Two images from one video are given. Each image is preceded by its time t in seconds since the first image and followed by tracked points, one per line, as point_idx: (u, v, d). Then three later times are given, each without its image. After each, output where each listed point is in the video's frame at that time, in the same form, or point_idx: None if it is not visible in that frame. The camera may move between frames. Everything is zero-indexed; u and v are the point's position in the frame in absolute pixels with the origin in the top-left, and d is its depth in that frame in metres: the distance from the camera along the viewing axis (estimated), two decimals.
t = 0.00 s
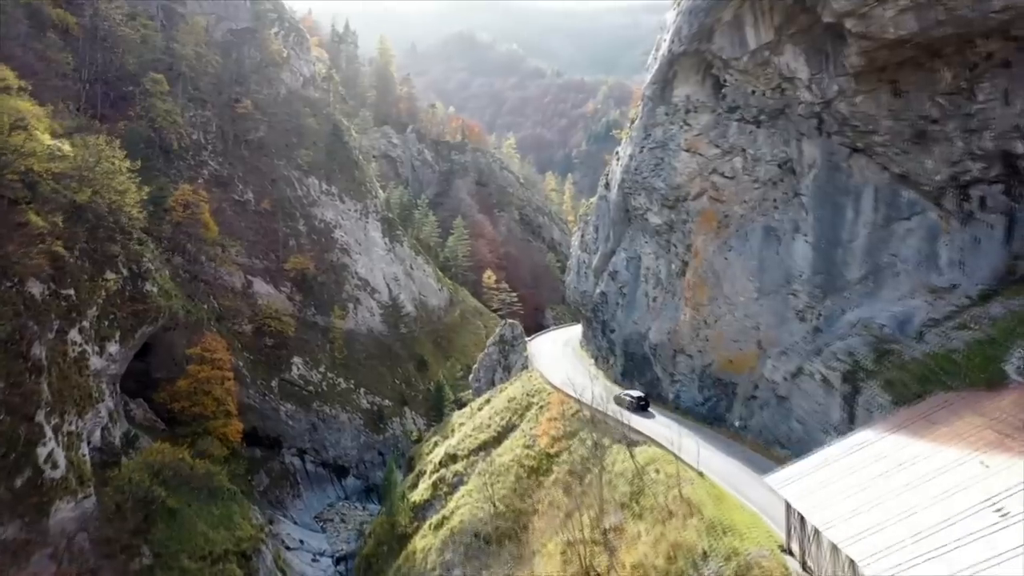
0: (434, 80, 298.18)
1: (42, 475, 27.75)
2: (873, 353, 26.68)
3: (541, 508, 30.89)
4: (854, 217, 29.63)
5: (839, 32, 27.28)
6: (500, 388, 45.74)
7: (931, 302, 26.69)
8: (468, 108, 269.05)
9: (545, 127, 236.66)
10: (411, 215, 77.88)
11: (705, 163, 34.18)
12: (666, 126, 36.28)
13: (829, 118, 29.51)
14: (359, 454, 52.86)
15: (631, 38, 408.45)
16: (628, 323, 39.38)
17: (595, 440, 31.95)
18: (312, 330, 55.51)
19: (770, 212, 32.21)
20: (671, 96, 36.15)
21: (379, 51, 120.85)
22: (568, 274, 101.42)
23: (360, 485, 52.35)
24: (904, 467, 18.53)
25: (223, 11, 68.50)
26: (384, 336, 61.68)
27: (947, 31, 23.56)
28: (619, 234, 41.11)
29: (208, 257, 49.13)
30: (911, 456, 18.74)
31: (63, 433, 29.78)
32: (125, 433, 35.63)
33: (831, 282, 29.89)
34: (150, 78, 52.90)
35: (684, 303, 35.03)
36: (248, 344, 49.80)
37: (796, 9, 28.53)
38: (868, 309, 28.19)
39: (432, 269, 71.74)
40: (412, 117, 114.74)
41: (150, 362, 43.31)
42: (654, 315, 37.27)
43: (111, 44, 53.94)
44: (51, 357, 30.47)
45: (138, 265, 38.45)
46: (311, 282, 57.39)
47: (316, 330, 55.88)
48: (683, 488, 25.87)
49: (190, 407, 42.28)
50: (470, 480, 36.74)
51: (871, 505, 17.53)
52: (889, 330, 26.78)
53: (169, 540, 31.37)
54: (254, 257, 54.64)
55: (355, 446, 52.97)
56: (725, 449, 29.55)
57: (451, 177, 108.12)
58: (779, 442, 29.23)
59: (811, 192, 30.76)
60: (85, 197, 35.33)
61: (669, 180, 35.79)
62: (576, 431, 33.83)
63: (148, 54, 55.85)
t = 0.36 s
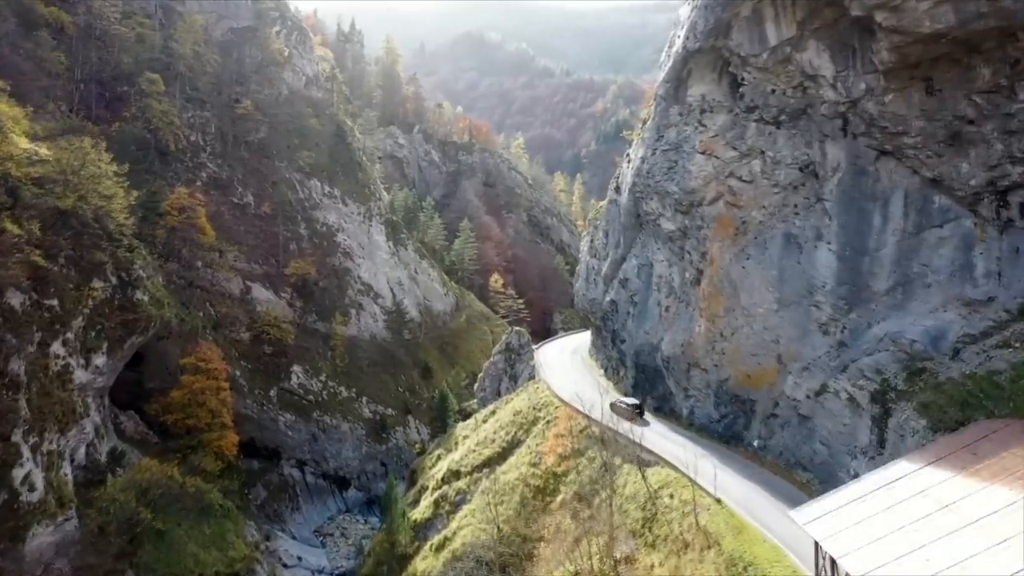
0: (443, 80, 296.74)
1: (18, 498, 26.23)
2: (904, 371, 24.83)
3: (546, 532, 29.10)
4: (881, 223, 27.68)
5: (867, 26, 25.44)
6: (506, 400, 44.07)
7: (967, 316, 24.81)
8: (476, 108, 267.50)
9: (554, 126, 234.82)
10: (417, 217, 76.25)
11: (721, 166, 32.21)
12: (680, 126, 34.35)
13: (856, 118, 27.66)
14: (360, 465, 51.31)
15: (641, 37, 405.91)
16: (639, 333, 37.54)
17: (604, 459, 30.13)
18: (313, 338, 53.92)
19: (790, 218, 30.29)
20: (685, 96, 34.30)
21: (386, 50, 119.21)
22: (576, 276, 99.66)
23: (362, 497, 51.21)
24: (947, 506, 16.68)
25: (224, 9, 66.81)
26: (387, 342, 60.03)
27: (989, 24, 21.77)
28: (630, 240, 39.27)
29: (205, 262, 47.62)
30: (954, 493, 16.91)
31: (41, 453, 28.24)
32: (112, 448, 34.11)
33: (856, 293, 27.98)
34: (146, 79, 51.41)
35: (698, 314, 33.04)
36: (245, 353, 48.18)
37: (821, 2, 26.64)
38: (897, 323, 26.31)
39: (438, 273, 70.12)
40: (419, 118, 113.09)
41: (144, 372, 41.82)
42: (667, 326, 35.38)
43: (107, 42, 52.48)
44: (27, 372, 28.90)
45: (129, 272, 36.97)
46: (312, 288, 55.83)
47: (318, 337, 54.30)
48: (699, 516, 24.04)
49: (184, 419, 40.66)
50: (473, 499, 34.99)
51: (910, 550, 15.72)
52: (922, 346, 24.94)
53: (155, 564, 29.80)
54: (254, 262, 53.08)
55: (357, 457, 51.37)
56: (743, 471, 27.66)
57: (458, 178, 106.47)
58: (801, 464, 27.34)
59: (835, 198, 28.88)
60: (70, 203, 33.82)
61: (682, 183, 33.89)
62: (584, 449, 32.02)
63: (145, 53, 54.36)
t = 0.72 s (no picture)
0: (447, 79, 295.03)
1: None
2: (936, 393, 22.98)
3: (549, 560, 27.28)
4: (908, 232, 25.70)
5: (897, 19, 23.73)
6: (508, 413, 42.31)
7: (1004, 334, 22.79)
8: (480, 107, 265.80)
9: (559, 126, 232.97)
10: (418, 220, 74.55)
11: (735, 170, 30.35)
12: (691, 127, 32.47)
13: (882, 118, 25.82)
14: (358, 477, 49.62)
15: (646, 36, 403.64)
16: (648, 345, 35.70)
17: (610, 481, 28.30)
18: (310, 345, 52.21)
19: (809, 225, 28.41)
20: (696, 95, 32.40)
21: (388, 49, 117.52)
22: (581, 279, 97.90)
23: (359, 510, 49.43)
24: (1000, 557, 14.83)
25: (220, 6, 65.14)
26: (386, 350, 58.29)
27: None
28: (638, 247, 37.42)
29: (195, 268, 46.00)
30: (1008, 543, 15.11)
31: (11, 475, 26.50)
32: (93, 465, 32.47)
33: (881, 306, 26.08)
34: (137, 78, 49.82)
35: (710, 326, 31.15)
36: (237, 362, 46.50)
37: None
38: (925, 338, 24.48)
39: (439, 277, 68.39)
40: (422, 118, 111.37)
41: (132, 384, 40.28)
42: (677, 338, 33.54)
43: (97, 40, 50.85)
44: None
45: (113, 279, 35.32)
46: (308, 293, 54.16)
47: (314, 344, 52.58)
48: (714, 550, 22.18)
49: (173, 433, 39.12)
50: (472, 520, 33.23)
51: None
52: (954, 365, 23.06)
53: None
54: (248, 267, 51.41)
55: (354, 469, 49.66)
56: (761, 498, 25.79)
57: (461, 179, 104.77)
58: (822, 490, 25.44)
59: (857, 204, 26.99)
60: (47, 207, 32.12)
61: (693, 188, 31.98)
62: (590, 469, 30.18)
63: (136, 52, 52.75)
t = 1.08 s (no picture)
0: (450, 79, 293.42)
1: None
2: (973, 418, 21.17)
3: None
4: (939, 240, 24.17)
5: (932, 10, 22.16)
6: (510, 426, 40.56)
7: None
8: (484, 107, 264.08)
9: (563, 126, 231.13)
10: (419, 222, 72.78)
11: (750, 173, 28.38)
12: (703, 127, 30.43)
13: (911, 116, 23.98)
14: (355, 490, 47.90)
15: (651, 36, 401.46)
16: (656, 357, 33.85)
17: (616, 504, 26.51)
18: (305, 353, 50.46)
19: (831, 232, 26.57)
20: (709, 93, 30.33)
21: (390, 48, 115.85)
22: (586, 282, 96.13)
23: (356, 524, 47.58)
24: None
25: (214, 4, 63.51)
26: (385, 357, 56.52)
27: None
28: (646, 253, 35.53)
29: (185, 274, 44.38)
30: None
31: None
32: (67, 488, 30.79)
33: (909, 320, 24.43)
34: (125, 76, 48.15)
35: (724, 340, 29.17)
36: (228, 372, 44.75)
37: None
38: (958, 355, 22.88)
39: (440, 281, 66.65)
40: (423, 118, 109.60)
41: (117, 396, 38.62)
42: (687, 350, 31.72)
43: (85, 38, 49.26)
44: None
45: (95, 288, 33.49)
46: (304, 299, 52.46)
47: (310, 352, 50.86)
48: None
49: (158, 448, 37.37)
50: (471, 543, 31.52)
51: None
52: (992, 384, 21.45)
53: None
54: (242, 272, 49.72)
55: (351, 481, 47.94)
56: (779, 527, 23.91)
57: (463, 180, 103.09)
58: (846, 519, 23.54)
59: (882, 210, 25.22)
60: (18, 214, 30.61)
61: (704, 193, 29.97)
62: (595, 491, 28.33)
63: (126, 50, 51.08)
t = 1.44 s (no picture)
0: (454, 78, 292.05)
1: None
2: (1017, 446, 19.14)
3: None
4: (975, 250, 22.29)
5: None
6: (513, 439, 38.78)
7: None
8: (488, 107, 262.78)
9: (568, 125, 229.34)
10: (420, 224, 71.03)
11: (769, 176, 26.49)
12: (717, 128, 28.54)
13: (945, 114, 22.08)
14: (352, 503, 46.15)
15: (657, 35, 399.21)
16: (667, 370, 32.05)
17: (624, 531, 24.67)
18: (301, 361, 48.70)
19: (855, 240, 24.75)
20: (722, 91, 28.45)
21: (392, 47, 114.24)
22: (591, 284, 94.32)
23: (353, 538, 46.21)
24: None
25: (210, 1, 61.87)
26: (383, 364, 54.77)
27: None
28: (656, 260, 33.69)
29: (176, 280, 42.91)
30: None
31: None
32: (43, 510, 29.12)
33: (942, 337, 22.45)
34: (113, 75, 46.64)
35: (739, 355, 27.31)
36: (219, 382, 43.06)
37: None
38: (996, 376, 20.87)
39: (441, 285, 64.89)
40: (426, 117, 107.97)
41: (102, 408, 36.94)
42: (700, 364, 29.88)
43: (72, 36, 47.65)
44: None
45: (74, 296, 31.68)
46: (299, 305, 50.75)
47: (306, 359, 49.12)
48: None
49: (143, 463, 35.72)
50: (470, 568, 29.77)
51: None
52: None
53: None
54: (235, 277, 48.03)
55: (348, 494, 46.19)
56: (801, 560, 22.02)
57: (466, 181, 101.41)
58: (875, 552, 21.76)
59: (913, 217, 23.39)
60: None
61: (718, 197, 28.16)
62: (602, 516, 26.52)
63: (116, 47, 49.44)
